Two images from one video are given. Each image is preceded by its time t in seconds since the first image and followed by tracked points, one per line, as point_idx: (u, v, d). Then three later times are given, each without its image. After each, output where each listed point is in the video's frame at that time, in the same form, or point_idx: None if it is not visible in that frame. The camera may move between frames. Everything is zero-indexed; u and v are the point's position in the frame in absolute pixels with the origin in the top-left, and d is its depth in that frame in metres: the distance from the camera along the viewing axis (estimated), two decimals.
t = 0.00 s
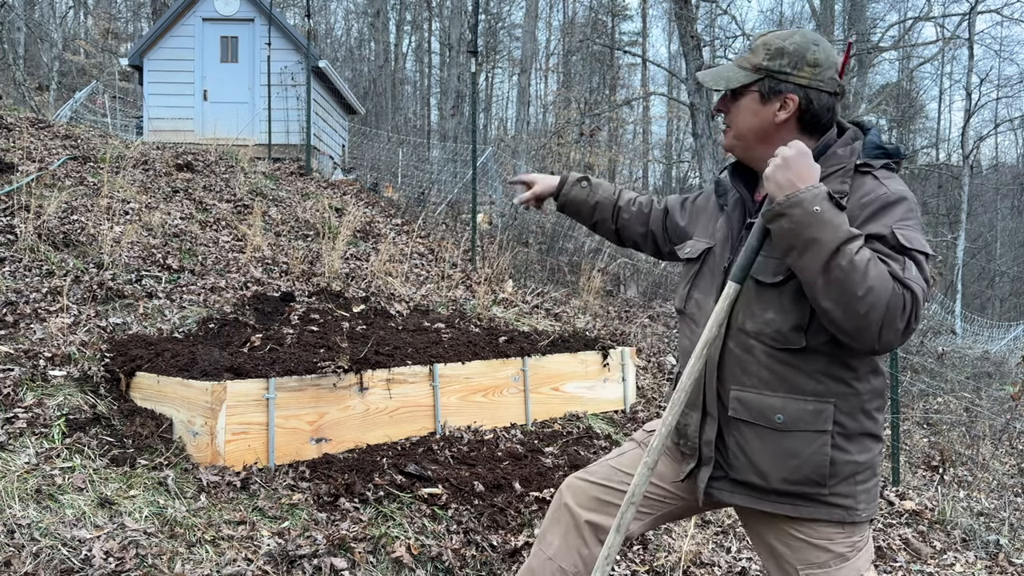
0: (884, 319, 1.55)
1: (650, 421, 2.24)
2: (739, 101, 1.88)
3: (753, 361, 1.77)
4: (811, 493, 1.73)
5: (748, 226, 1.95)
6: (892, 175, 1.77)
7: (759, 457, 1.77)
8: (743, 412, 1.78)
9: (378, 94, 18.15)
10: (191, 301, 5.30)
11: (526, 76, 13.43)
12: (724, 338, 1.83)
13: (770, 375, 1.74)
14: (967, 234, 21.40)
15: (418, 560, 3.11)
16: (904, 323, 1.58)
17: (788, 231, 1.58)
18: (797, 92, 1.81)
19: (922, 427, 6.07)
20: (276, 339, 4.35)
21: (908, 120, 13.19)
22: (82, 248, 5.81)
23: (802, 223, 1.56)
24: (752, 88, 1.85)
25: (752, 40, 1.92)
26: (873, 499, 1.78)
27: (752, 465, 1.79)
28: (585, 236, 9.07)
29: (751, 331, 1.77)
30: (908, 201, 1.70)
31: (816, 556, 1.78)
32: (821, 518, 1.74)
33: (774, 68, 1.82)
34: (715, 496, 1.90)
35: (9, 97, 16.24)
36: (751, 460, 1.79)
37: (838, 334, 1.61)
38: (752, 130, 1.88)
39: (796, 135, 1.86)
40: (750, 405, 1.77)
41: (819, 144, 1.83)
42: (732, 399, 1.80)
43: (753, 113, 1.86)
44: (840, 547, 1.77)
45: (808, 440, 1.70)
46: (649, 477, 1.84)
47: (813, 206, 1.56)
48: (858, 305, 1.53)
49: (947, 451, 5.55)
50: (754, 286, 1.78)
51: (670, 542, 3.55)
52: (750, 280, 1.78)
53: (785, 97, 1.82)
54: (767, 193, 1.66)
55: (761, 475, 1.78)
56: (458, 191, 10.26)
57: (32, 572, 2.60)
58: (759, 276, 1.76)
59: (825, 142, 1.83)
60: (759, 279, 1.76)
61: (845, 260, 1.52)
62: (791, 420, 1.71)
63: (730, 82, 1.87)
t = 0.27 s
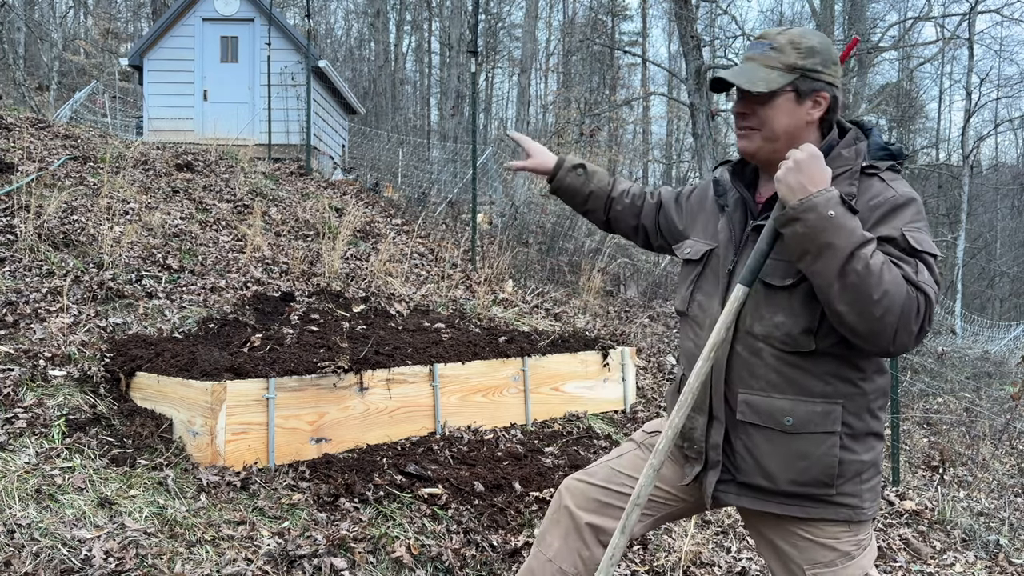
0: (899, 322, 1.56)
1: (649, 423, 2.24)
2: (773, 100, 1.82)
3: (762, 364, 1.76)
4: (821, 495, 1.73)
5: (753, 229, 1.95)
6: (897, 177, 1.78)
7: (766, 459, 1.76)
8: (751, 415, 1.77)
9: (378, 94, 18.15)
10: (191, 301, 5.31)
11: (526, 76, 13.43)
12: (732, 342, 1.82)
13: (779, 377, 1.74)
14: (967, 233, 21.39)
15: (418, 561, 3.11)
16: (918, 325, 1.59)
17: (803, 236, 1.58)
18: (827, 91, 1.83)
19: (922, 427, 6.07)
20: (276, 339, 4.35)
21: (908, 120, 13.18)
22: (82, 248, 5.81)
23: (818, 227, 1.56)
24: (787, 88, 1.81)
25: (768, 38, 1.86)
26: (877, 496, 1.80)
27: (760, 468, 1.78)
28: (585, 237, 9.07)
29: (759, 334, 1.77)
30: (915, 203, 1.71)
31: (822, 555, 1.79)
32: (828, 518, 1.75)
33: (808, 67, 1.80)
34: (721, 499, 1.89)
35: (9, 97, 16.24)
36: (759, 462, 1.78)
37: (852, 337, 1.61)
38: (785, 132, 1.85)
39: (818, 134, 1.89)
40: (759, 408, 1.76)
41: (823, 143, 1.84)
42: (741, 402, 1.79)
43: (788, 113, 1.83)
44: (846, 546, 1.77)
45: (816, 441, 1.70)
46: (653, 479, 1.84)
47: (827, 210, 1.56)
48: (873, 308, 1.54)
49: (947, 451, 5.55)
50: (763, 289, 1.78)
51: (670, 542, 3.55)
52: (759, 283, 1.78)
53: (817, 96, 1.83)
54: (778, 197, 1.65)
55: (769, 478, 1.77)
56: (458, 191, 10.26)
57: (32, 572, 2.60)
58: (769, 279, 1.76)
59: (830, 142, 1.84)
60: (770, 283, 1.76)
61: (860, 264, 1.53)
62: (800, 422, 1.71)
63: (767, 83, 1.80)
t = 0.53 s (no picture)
0: (916, 326, 1.57)
1: (647, 425, 2.25)
2: (812, 107, 1.83)
3: (772, 370, 1.75)
4: (829, 497, 1.73)
5: (758, 234, 1.95)
6: (902, 179, 1.79)
7: (777, 464, 1.76)
8: (761, 421, 1.77)
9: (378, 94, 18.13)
10: (191, 301, 5.31)
11: (526, 76, 13.43)
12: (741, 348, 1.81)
13: (790, 383, 1.73)
14: (967, 233, 21.38)
15: (418, 561, 3.11)
16: (933, 329, 1.61)
17: (821, 241, 1.58)
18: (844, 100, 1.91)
19: (922, 427, 6.07)
20: (276, 339, 4.35)
21: (908, 120, 13.18)
22: (82, 248, 5.81)
23: (837, 233, 1.56)
24: (824, 96, 1.84)
25: (803, 40, 1.85)
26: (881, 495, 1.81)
27: (770, 473, 1.78)
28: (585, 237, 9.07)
29: (769, 340, 1.76)
30: (923, 206, 1.72)
31: (828, 555, 1.79)
32: (835, 519, 1.75)
33: (839, 76, 1.86)
34: (728, 503, 1.89)
35: (9, 97, 16.24)
36: (769, 467, 1.78)
37: (868, 342, 1.62)
38: (815, 140, 1.88)
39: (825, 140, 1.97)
40: (769, 413, 1.75)
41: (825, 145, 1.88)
42: (750, 409, 1.78)
43: (821, 121, 1.86)
44: (851, 544, 1.78)
45: (825, 444, 1.70)
46: (661, 483, 1.84)
47: (845, 216, 1.56)
48: (891, 313, 1.55)
49: (947, 451, 5.55)
50: (773, 295, 1.77)
51: (670, 542, 3.55)
52: (769, 289, 1.78)
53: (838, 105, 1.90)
54: (792, 202, 1.65)
55: (778, 482, 1.77)
56: (458, 191, 10.26)
57: (32, 572, 2.60)
58: (780, 285, 1.76)
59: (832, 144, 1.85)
60: (781, 289, 1.75)
61: (879, 269, 1.53)
62: (810, 426, 1.71)
63: (813, 90, 1.80)
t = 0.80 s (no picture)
0: (920, 328, 1.58)
1: (645, 425, 2.25)
2: (814, 108, 1.83)
3: (775, 372, 1.75)
4: (830, 499, 1.74)
5: (756, 237, 1.94)
6: (901, 179, 1.79)
7: (779, 467, 1.76)
8: (764, 425, 1.76)
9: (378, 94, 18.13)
10: (191, 301, 5.31)
11: (526, 76, 13.43)
12: (744, 351, 1.80)
13: (792, 386, 1.73)
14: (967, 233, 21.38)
15: (418, 561, 3.11)
16: (935, 330, 1.62)
17: (827, 244, 1.58)
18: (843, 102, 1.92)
19: (922, 427, 6.07)
20: (276, 339, 4.35)
21: (908, 120, 13.17)
22: (82, 248, 5.81)
23: (842, 236, 1.56)
24: (826, 97, 1.84)
25: (807, 39, 1.85)
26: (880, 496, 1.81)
27: (772, 476, 1.78)
28: (585, 236, 9.07)
29: (772, 342, 1.76)
30: (923, 207, 1.72)
31: (827, 554, 1.79)
32: (836, 521, 1.75)
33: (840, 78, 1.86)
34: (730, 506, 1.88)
35: (9, 96, 16.23)
36: (771, 470, 1.78)
37: (871, 345, 1.62)
38: (814, 141, 1.88)
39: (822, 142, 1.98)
40: (771, 417, 1.75)
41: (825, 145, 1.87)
42: (753, 412, 1.78)
43: (821, 122, 1.86)
44: (850, 544, 1.78)
45: (827, 447, 1.71)
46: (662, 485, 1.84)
47: (850, 219, 1.56)
48: (896, 316, 1.55)
49: (947, 451, 5.55)
50: (775, 297, 1.77)
51: (670, 542, 3.55)
52: (771, 291, 1.77)
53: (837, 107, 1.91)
54: (797, 205, 1.65)
55: (780, 485, 1.77)
56: (458, 191, 10.26)
57: (32, 572, 2.60)
58: (781, 287, 1.75)
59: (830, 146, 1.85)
60: (782, 291, 1.75)
61: (884, 272, 1.53)
62: (812, 429, 1.71)
63: (816, 90, 1.80)
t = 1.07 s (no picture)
0: (915, 318, 1.57)
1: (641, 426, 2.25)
2: (799, 104, 1.84)
3: (770, 369, 1.75)
4: (826, 498, 1.73)
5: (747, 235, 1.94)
6: (889, 172, 1.78)
7: (774, 464, 1.75)
8: (760, 422, 1.77)
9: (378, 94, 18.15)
10: (191, 301, 5.31)
11: (526, 76, 13.42)
12: (738, 348, 1.81)
13: (787, 382, 1.73)
14: (967, 233, 21.39)
15: (418, 560, 3.11)
16: (930, 320, 1.61)
17: (816, 240, 1.58)
18: (830, 100, 1.91)
19: (922, 427, 6.07)
20: (276, 339, 4.35)
21: (908, 120, 13.17)
22: (82, 248, 5.81)
23: (830, 230, 1.56)
24: (810, 94, 1.84)
25: (791, 38, 1.86)
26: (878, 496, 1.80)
27: (768, 474, 1.77)
28: (585, 236, 9.07)
29: (767, 339, 1.76)
30: (912, 199, 1.72)
31: (823, 556, 1.78)
32: (832, 521, 1.74)
33: (826, 75, 1.86)
34: (726, 505, 1.88)
35: (10, 96, 16.23)
36: (766, 468, 1.77)
37: (867, 337, 1.61)
38: (799, 138, 1.88)
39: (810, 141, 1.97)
40: (767, 414, 1.75)
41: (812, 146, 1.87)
42: (749, 409, 1.78)
43: (807, 119, 1.87)
44: (846, 546, 1.77)
45: (823, 445, 1.70)
46: (656, 483, 1.85)
47: (839, 213, 1.56)
48: (889, 307, 1.54)
49: (947, 451, 5.54)
50: (769, 294, 1.78)
51: (670, 542, 3.55)
52: (764, 288, 1.79)
53: (823, 105, 1.91)
54: (786, 201, 1.66)
55: (777, 483, 1.76)
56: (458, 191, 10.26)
57: (32, 572, 2.60)
58: (774, 283, 1.76)
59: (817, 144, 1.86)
60: (775, 286, 1.76)
61: (875, 264, 1.53)
62: (808, 426, 1.70)
63: (801, 85, 1.80)
